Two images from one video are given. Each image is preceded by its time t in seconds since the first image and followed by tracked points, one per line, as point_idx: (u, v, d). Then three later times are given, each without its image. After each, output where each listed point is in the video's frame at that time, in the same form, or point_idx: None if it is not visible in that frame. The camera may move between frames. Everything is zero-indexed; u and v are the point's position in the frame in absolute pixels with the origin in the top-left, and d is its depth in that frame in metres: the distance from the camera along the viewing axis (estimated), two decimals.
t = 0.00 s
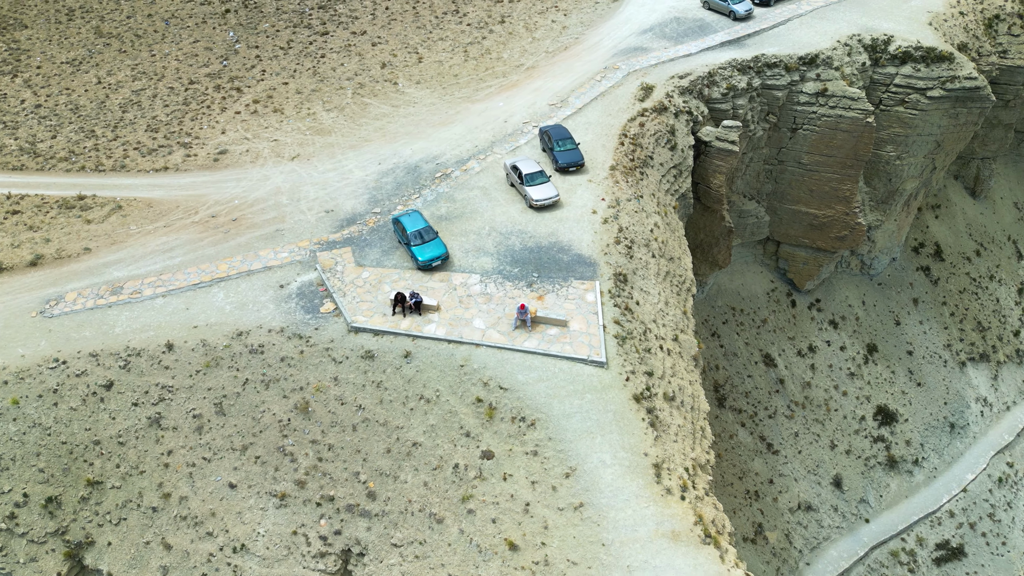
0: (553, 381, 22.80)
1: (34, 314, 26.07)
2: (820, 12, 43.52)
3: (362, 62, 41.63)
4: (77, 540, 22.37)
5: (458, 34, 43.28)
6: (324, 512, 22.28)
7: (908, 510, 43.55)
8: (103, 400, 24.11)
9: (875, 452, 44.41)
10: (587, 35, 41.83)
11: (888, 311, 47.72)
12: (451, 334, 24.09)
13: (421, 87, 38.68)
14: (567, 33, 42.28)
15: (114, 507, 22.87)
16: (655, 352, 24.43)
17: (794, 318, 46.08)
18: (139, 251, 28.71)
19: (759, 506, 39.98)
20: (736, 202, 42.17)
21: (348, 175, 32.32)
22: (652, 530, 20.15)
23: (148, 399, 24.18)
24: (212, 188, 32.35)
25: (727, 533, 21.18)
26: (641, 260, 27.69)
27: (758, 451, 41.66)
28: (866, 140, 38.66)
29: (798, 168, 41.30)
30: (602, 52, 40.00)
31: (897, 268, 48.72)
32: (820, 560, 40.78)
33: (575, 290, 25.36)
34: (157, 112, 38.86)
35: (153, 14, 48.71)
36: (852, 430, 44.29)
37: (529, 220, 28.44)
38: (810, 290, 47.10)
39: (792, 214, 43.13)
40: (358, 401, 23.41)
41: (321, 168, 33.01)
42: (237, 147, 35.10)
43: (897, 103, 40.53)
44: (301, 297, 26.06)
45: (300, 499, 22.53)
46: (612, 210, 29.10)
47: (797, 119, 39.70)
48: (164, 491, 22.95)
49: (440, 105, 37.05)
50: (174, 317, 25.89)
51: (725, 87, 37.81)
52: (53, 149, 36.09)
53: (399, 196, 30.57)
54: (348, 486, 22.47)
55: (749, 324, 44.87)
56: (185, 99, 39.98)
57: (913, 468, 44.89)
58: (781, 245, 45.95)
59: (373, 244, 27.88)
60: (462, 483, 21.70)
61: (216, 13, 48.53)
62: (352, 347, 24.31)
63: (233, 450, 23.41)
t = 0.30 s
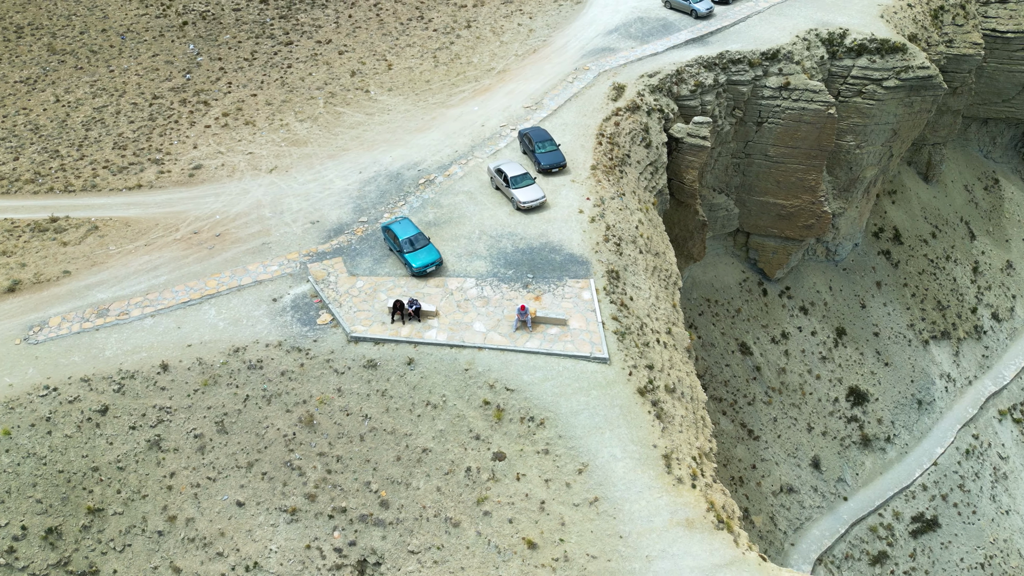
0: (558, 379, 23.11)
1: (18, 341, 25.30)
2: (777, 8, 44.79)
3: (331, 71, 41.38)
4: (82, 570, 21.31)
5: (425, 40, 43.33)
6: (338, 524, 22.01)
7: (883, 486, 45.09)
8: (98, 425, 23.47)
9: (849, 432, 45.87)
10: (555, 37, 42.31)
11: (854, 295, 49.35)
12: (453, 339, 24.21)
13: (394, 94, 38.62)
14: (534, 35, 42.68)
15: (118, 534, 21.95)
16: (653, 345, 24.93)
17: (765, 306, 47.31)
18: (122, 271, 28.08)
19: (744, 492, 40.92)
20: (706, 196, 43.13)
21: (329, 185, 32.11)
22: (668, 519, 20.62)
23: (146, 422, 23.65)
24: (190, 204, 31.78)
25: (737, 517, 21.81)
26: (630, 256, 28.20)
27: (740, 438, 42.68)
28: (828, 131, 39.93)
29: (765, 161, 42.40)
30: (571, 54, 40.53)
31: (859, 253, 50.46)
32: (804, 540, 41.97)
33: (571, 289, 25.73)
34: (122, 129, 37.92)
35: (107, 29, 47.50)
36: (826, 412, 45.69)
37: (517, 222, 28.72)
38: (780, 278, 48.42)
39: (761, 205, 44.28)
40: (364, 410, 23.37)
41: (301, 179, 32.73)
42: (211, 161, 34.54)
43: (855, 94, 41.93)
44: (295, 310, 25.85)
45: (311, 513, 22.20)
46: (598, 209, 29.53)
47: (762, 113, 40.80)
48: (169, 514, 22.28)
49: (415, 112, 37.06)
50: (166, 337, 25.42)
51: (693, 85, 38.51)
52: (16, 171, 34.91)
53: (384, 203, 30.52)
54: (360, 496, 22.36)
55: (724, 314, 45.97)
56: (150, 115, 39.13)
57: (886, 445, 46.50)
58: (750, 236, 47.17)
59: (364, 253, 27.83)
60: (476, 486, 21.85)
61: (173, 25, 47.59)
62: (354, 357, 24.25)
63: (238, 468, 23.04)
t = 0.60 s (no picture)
0: (562, 378, 23.43)
1: (2, 371, 24.49)
2: (734, 7, 45.99)
3: (299, 83, 41.02)
4: None
5: (392, 48, 43.27)
6: (352, 536, 21.84)
7: (857, 465, 46.60)
8: (96, 453, 22.86)
9: (823, 415, 47.30)
10: (522, 41, 42.70)
11: (820, 282, 50.93)
12: (454, 344, 24.32)
13: (366, 103, 38.49)
14: (501, 40, 43.00)
15: (123, 562, 21.38)
16: (649, 340, 25.48)
17: (737, 297, 48.49)
18: (105, 293, 27.37)
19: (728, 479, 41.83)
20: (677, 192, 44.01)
21: (311, 197, 31.86)
22: (681, 508, 21.13)
23: (146, 446, 23.14)
24: (168, 221, 31.10)
25: (744, 503, 22.49)
26: (619, 254, 28.68)
27: (721, 427, 43.64)
28: (791, 124, 41.23)
29: (731, 155, 43.45)
30: (539, 58, 40.97)
31: (822, 241, 52.06)
32: (787, 522, 43.15)
33: (566, 289, 26.09)
34: (87, 148, 36.86)
35: (59, 46, 46.09)
36: (801, 397, 47.04)
37: (505, 225, 28.97)
38: (749, 269, 49.65)
39: (729, 199, 45.37)
40: (370, 420, 23.33)
41: (280, 192, 32.38)
42: (186, 178, 33.93)
43: (813, 88, 43.42)
44: (291, 324, 25.64)
45: (324, 527, 21.98)
46: (583, 209, 29.95)
47: (727, 109, 41.82)
48: (176, 538, 21.75)
49: (390, 120, 37.00)
50: (159, 359, 24.93)
51: (660, 84, 39.29)
52: None
53: (369, 213, 30.43)
54: (373, 507, 22.27)
55: (698, 307, 46.99)
56: (115, 133, 38.18)
57: (858, 426, 48.06)
58: (719, 230, 48.30)
59: (354, 263, 27.73)
60: (489, 488, 22.01)
61: (129, 41, 46.50)
62: (356, 368, 24.18)
63: (245, 486, 22.69)
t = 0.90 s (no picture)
0: (567, 377, 23.74)
1: None
2: (693, 7, 47.02)
3: (267, 95, 40.57)
4: None
5: (359, 57, 43.12)
6: (368, 548, 21.68)
7: (833, 447, 48.05)
8: (96, 481, 22.29)
9: (797, 400, 48.66)
10: (489, 47, 42.96)
11: (787, 271, 52.39)
12: (457, 350, 24.43)
13: (339, 113, 38.25)
14: (468, 47, 43.19)
15: None
16: (646, 336, 25.98)
17: (710, 290, 49.55)
18: (90, 318, 26.71)
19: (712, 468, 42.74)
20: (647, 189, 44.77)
21: (293, 210, 31.55)
22: (693, 498, 21.65)
23: (148, 470, 22.64)
24: (148, 241, 30.46)
25: (750, 488, 23.16)
26: (607, 253, 29.16)
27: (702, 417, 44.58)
28: (756, 120, 42.47)
29: (699, 152, 44.43)
30: (508, 63, 41.32)
31: (787, 232, 53.54)
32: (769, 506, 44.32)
33: (562, 289, 26.43)
34: (52, 170, 35.72)
35: (10, 66, 44.52)
36: (775, 384, 48.33)
37: (494, 229, 29.19)
38: (719, 262, 50.80)
39: (698, 195, 46.39)
40: (378, 431, 23.27)
41: (261, 207, 32.00)
42: (161, 196, 33.24)
43: (773, 84, 44.79)
44: (288, 338, 25.40)
45: (338, 540, 21.77)
46: (569, 210, 30.33)
47: (694, 107, 42.77)
48: (187, 562, 21.26)
49: (365, 129, 36.85)
50: (155, 381, 24.43)
51: (629, 85, 39.95)
52: None
53: (355, 223, 30.31)
54: (387, 517, 22.19)
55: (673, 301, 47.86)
56: (80, 153, 37.08)
57: (830, 409, 49.56)
58: (688, 225, 49.28)
59: (346, 274, 27.61)
60: (503, 491, 22.19)
61: (84, 58, 45.20)
62: (359, 379, 24.09)
63: (254, 504, 22.34)
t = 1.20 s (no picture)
0: (570, 376, 24.07)
1: None
2: (654, 8, 47.94)
3: (235, 108, 39.99)
4: None
5: (326, 67, 42.82)
6: (384, 558, 21.63)
7: (807, 430, 49.44)
8: (100, 508, 21.74)
9: (771, 386, 49.96)
10: (457, 53, 43.12)
11: (753, 262, 53.74)
12: (459, 355, 24.55)
13: (312, 124, 37.93)
14: (436, 53, 43.29)
15: None
16: (641, 331, 26.51)
17: (682, 284, 50.47)
18: (77, 342, 26.00)
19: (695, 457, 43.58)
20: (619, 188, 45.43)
21: (276, 224, 31.21)
22: (702, 486, 22.20)
23: (153, 495, 22.16)
24: (128, 261, 29.75)
25: (753, 474, 23.84)
26: (595, 252, 29.65)
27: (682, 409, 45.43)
28: (721, 116, 43.57)
29: (667, 149, 45.18)
30: (478, 68, 41.54)
31: (752, 224, 54.89)
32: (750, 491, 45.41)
33: (557, 290, 26.78)
34: (16, 193, 34.40)
35: None
36: (750, 372, 49.53)
37: (482, 234, 29.39)
38: (689, 256, 51.79)
39: (667, 191, 47.21)
40: (386, 440, 23.24)
41: (243, 221, 31.56)
42: (136, 215, 32.47)
43: (735, 80, 45.68)
44: (286, 353, 25.16)
45: (354, 552, 21.68)
46: (554, 211, 30.70)
47: (660, 105, 43.52)
48: None
49: (340, 139, 36.63)
50: (152, 404, 23.92)
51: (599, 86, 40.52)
52: None
53: (341, 234, 30.16)
54: (401, 525, 22.16)
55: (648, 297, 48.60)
56: (44, 174, 35.80)
57: (803, 393, 50.98)
58: (659, 222, 50.12)
59: (339, 285, 27.47)
60: (517, 492, 22.40)
61: (37, 77, 43.61)
62: (363, 390, 24.01)
63: (265, 522, 22.08)
